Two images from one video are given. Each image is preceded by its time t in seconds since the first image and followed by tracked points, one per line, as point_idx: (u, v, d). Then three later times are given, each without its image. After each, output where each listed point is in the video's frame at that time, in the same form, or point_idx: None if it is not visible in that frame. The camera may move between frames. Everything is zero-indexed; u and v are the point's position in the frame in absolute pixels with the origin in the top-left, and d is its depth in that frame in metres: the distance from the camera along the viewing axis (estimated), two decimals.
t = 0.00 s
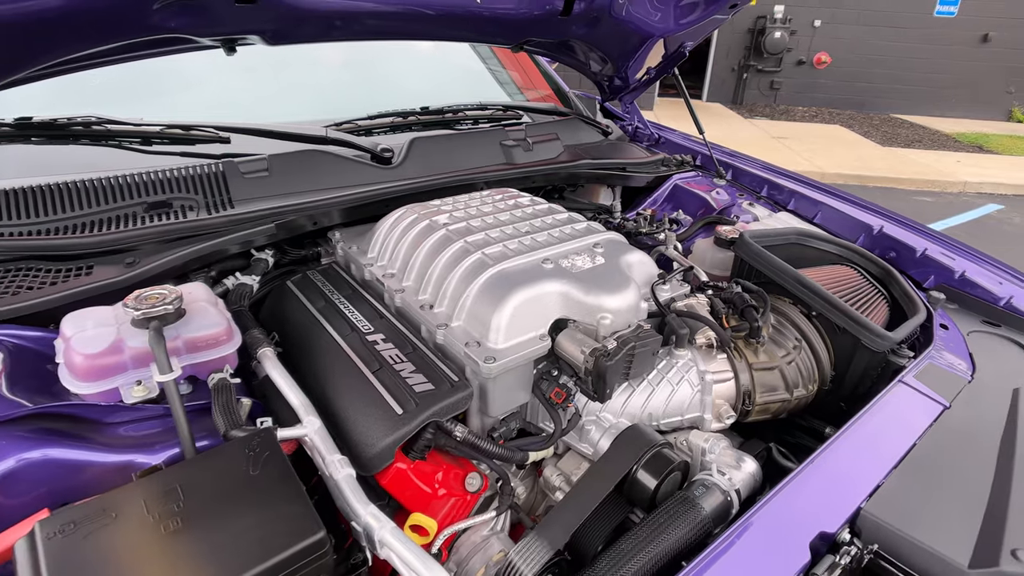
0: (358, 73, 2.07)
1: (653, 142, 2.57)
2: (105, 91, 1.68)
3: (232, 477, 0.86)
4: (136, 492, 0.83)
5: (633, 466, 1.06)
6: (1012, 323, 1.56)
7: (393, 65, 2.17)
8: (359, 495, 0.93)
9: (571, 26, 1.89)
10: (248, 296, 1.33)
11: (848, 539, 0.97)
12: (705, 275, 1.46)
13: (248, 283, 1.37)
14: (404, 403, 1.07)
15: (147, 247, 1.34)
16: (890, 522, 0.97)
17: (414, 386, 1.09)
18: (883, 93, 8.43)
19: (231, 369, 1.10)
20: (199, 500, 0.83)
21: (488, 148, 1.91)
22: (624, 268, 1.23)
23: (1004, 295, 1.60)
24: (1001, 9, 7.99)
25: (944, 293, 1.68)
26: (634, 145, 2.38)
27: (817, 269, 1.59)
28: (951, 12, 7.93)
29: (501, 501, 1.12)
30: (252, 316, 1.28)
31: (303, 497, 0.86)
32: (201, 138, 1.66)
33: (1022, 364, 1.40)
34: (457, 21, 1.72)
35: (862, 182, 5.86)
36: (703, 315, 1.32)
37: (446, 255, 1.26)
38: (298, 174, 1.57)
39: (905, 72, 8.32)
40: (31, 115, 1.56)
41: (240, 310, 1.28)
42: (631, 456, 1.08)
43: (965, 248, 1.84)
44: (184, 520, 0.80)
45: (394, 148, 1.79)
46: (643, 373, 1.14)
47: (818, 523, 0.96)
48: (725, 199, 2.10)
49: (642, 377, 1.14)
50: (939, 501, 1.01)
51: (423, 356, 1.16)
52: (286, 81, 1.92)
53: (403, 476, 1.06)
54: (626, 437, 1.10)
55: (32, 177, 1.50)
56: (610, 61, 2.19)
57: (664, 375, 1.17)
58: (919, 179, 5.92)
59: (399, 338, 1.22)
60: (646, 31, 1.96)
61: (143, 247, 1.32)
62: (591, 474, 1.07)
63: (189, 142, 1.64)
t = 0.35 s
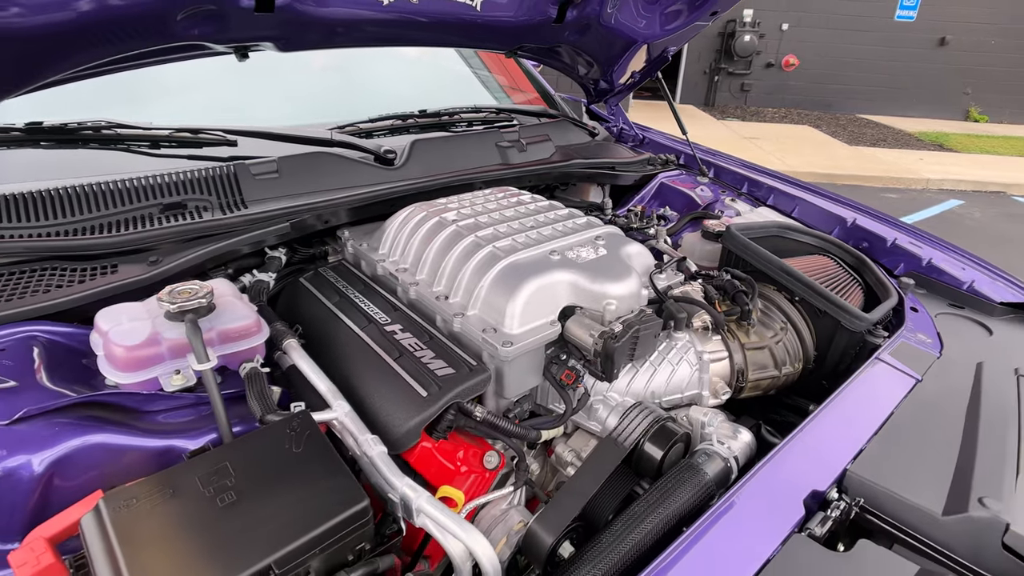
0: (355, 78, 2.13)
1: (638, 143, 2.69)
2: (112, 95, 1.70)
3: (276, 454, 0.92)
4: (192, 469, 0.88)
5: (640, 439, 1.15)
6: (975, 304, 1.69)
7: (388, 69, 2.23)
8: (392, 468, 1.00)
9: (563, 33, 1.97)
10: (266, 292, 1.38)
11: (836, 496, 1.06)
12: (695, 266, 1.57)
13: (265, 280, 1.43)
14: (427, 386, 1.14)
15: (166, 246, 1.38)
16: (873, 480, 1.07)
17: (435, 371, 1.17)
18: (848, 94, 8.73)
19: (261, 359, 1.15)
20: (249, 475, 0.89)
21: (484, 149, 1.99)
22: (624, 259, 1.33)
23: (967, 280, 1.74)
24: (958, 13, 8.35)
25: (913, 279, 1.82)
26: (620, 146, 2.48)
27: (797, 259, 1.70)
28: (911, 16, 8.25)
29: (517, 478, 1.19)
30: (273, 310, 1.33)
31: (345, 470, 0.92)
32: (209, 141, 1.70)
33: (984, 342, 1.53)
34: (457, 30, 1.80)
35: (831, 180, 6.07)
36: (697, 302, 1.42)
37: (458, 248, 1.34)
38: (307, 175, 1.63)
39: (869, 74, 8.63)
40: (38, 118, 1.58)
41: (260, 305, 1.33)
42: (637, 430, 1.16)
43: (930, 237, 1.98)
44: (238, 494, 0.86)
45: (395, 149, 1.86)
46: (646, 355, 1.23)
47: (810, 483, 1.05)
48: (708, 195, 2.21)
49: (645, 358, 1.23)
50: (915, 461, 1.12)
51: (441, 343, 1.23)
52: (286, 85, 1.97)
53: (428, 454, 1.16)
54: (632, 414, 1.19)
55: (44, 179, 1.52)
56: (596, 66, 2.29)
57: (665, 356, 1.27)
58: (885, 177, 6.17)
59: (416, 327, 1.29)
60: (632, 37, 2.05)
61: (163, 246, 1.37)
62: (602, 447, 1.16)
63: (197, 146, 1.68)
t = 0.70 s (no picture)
0: (351, 83, 2.19)
1: (623, 144, 2.80)
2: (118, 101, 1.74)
3: (311, 434, 0.99)
4: (234, 449, 0.93)
5: (643, 416, 1.24)
6: (942, 291, 1.82)
7: (382, 74, 2.30)
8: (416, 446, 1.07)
9: (555, 39, 2.06)
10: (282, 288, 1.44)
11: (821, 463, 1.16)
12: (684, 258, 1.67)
13: (279, 277, 1.49)
14: (443, 371, 1.22)
15: (183, 246, 1.43)
16: (853, 447, 1.18)
17: (451, 358, 1.24)
18: (818, 95, 9.00)
19: (285, 351, 1.21)
20: (288, 454, 0.94)
21: (480, 151, 2.07)
22: (621, 252, 1.42)
23: (934, 269, 1.87)
24: (922, 17, 8.65)
25: (885, 268, 1.95)
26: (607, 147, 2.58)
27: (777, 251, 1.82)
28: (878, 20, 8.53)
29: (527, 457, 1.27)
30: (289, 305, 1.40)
31: (377, 448, 0.99)
32: (217, 145, 1.74)
33: (950, 325, 1.66)
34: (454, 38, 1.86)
35: (804, 180, 6.28)
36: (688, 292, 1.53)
37: (466, 244, 1.42)
38: (314, 177, 1.70)
39: (837, 76, 8.91)
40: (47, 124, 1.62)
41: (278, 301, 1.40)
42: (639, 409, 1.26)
43: (900, 230, 2.12)
44: (280, 470, 0.92)
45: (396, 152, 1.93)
46: (644, 340, 1.32)
47: (797, 451, 1.15)
48: (692, 194, 2.32)
49: (644, 343, 1.33)
50: (890, 431, 1.23)
51: (453, 333, 1.31)
52: (286, 90, 2.02)
53: (445, 435, 1.23)
54: (633, 394, 1.28)
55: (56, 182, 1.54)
56: (582, 71, 2.38)
57: (661, 341, 1.37)
58: (855, 176, 6.39)
59: (428, 319, 1.37)
60: (618, 43, 2.15)
61: (180, 246, 1.42)
62: (607, 426, 1.24)
63: (205, 149, 1.73)
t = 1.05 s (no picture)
0: (348, 88, 2.25)
1: (610, 146, 2.90)
2: (124, 106, 1.77)
3: (338, 417, 1.05)
4: (267, 432, 1.00)
5: (642, 399, 1.32)
6: (914, 281, 1.95)
7: (377, 80, 2.37)
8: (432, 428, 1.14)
9: (546, 46, 2.14)
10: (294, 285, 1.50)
11: (807, 439, 1.25)
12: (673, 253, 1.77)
13: (290, 274, 1.55)
14: (454, 359, 1.29)
15: (197, 246, 1.48)
16: (836, 422, 1.28)
17: (461, 347, 1.32)
18: (792, 98, 9.24)
19: (303, 343, 1.27)
20: (318, 436, 1.00)
21: (476, 153, 2.14)
22: (617, 246, 1.51)
23: (907, 260, 1.99)
24: (891, 21, 8.93)
25: (861, 260, 2.06)
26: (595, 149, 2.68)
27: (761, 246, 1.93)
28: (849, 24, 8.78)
29: (533, 441, 1.35)
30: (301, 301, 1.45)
31: (400, 430, 1.05)
32: (222, 148, 1.79)
33: (922, 312, 1.77)
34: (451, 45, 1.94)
35: (781, 180, 6.46)
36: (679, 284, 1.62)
37: (471, 240, 1.50)
38: (319, 178, 1.75)
39: (810, 79, 9.16)
40: (56, 129, 1.65)
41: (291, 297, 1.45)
42: (639, 392, 1.34)
43: (875, 224, 2.24)
44: (312, 450, 0.98)
45: (395, 154, 2.00)
46: (641, 328, 1.41)
47: (785, 427, 1.24)
48: (678, 193, 2.43)
49: (641, 332, 1.42)
50: (869, 409, 1.33)
51: (461, 324, 1.39)
52: (286, 95, 2.08)
53: (458, 421, 1.30)
54: (632, 380, 1.36)
55: (65, 186, 1.57)
56: (571, 76, 2.47)
57: (657, 330, 1.46)
58: (830, 176, 6.59)
59: (436, 311, 1.44)
60: (605, 49, 2.24)
61: (194, 245, 1.47)
62: (609, 408, 1.33)
63: (210, 152, 1.77)
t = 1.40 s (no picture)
0: (346, 90, 2.31)
1: (599, 146, 2.98)
2: (130, 108, 1.81)
3: (358, 400, 1.11)
4: (294, 414, 1.05)
5: (641, 382, 1.39)
6: (892, 272, 2.05)
7: (373, 82, 2.43)
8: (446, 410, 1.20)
9: (539, 49, 2.21)
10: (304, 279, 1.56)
11: (796, 418, 1.34)
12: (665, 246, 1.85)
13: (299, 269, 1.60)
14: (463, 347, 1.35)
15: (209, 242, 1.53)
16: (823, 401, 1.37)
17: (470, 335, 1.38)
18: (771, 99, 9.44)
19: (318, 334, 1.32)
20: (342, 417, 1.07)
21: (473, 152, 2.20)
22: (613, 239, 1.59)
23: (885, 252, 2.10)
24: (865, 24, 9.17)
25: (842, 253, 2.17)
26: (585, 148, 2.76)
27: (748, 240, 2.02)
28: (825, 27, 9.00)
29: (538, 425, 1.41)
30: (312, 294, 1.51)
31: (418, 411, 1.12)
32: (227, 148, 1.83)
33: (900, 300, 1.87)
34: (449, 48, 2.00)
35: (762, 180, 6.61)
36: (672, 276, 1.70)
37: (475, 235, 1.56)
38: (324, 177, 1.80)
39: (788, 80, 9.36)
40: (64, 129, 1.68)
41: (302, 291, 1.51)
42: (638, 376, 1.41)
43: (855, 219, 2.35)
44: (337, 430, 1.04)
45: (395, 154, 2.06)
46: (638, 317, 1.49)
47: (776, 406, 1.32)
48: (667, 190, 2.52)
49: (638, 320, 1.49)
50: (854, 388, 1.42)
51: (467, 314, 1.45)
52: (286, 97, 2.13)
53: (467, 405, 1.36)
54: (631, 365, 1.43)
55: (75, 185, 1.59)
56: (562, 78, 2.55)
57: (653, 318, 1.54)
58: (808, 175, 6.77)
59: (443, 303, 1.50)
60: (595, 52, 2.32)
61: (207, 242, 1.52)
62: (609, 391, 1.40)
63: (216, 152, 1.81)
